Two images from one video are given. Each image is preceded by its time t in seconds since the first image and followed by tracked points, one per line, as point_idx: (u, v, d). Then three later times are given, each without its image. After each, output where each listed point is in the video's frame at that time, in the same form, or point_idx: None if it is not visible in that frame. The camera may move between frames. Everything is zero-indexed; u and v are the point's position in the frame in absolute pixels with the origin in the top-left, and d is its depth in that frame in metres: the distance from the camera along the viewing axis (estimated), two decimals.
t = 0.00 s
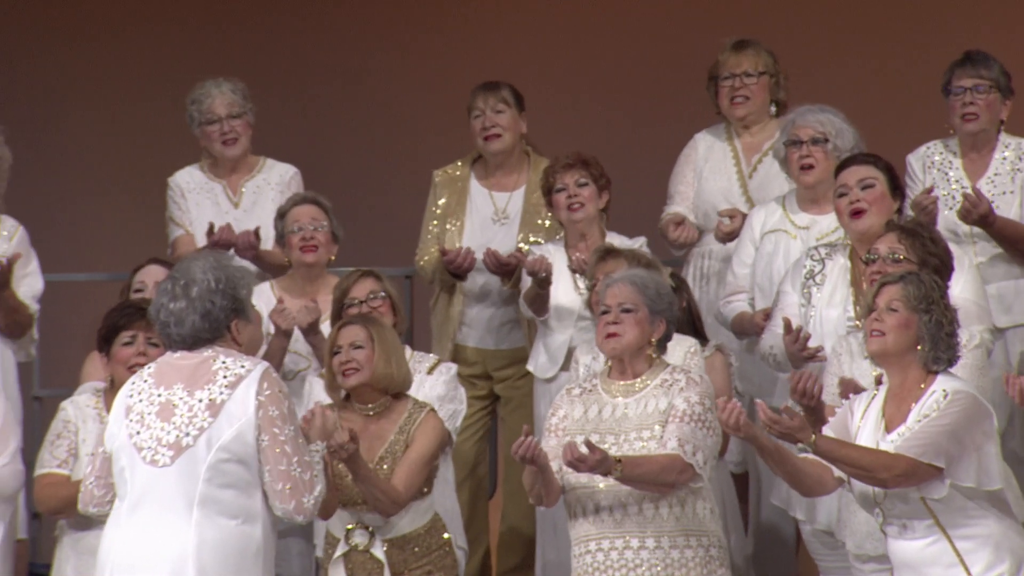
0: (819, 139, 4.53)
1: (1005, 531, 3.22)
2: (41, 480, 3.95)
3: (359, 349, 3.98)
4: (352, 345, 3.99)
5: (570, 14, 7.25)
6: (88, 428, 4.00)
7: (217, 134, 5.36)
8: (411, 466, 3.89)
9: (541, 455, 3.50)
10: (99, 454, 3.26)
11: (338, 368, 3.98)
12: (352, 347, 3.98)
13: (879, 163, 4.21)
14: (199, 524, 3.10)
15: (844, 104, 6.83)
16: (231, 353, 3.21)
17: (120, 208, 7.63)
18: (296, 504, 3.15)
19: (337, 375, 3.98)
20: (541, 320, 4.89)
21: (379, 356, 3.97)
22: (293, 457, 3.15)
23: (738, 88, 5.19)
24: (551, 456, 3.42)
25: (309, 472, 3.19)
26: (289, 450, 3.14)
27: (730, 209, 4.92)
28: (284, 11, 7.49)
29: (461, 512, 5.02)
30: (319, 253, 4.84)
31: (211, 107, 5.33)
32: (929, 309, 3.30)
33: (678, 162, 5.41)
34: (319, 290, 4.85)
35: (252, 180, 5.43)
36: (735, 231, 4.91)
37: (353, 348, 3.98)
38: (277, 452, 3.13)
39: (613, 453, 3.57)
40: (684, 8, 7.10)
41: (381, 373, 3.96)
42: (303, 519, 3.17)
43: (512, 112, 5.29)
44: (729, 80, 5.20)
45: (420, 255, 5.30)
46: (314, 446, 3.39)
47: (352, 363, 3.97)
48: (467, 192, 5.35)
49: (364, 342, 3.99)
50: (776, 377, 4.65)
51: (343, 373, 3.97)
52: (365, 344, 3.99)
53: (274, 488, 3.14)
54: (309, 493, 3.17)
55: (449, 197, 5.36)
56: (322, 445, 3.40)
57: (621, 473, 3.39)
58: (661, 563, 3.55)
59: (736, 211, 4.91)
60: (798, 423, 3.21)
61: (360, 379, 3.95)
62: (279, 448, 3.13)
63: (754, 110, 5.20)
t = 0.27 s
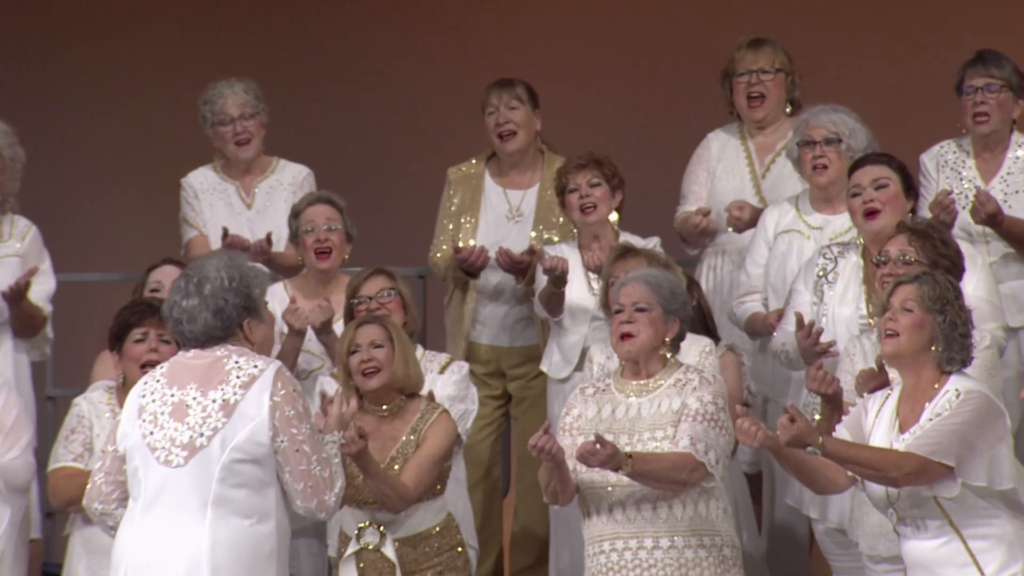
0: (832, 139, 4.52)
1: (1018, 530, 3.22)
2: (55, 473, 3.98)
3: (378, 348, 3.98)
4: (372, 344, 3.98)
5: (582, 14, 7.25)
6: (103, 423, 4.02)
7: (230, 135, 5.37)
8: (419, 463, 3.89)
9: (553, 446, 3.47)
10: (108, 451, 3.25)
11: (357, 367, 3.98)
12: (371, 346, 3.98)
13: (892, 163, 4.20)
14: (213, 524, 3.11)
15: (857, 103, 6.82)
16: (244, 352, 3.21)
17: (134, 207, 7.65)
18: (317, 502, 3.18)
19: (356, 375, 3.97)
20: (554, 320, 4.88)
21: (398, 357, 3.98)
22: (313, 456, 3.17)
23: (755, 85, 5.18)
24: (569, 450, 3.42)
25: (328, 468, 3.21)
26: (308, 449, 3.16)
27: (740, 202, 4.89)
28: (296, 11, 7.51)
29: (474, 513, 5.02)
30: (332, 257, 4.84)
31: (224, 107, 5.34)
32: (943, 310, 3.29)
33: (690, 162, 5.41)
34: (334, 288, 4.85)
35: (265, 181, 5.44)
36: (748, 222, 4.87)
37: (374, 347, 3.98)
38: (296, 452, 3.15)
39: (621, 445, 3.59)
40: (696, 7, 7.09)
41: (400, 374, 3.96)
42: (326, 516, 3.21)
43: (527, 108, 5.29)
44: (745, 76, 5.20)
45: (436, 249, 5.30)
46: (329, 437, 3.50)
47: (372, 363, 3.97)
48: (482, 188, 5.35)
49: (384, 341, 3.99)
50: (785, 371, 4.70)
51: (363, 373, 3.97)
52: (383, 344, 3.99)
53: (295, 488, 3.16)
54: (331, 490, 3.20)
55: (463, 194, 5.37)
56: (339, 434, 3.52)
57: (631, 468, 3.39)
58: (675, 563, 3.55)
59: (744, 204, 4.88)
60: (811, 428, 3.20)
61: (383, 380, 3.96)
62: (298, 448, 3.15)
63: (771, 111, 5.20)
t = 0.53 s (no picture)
0: (839, 140, 4.52)
1: None
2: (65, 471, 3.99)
3: (387, 346, 3.98)
4: (380, 342, 3.99)
5: (589, 14, 7.25)
6: (112, 421, 4.06)
7: (238, 135, 5.37)
8: (430, 460, 3.89)
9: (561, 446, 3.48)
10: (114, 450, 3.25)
11: (367, 366, 3.98)
12: (380, 344, 3.98)
13: (900, 163, 4.20)
14: (221, 524, 3.11)
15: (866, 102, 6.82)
16: (252, 353, 3.21)
17: (142, 207, 7.66)
18: (331, 499, 3.20)
19: (365, 373, 3.98)
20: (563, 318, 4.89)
21: (408, 355, 3.98)
22: (326, 453, 3.19)
23: (758, 85, 5.18)
24: (580, 450, 3.43)
25: (341, 465, 3.23)
26: (321, 448, 3.17)
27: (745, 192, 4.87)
28: (304, 12, 7.52)
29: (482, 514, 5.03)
30: (339, 257, 4.87)
31: (232, 107, 5.35)
32: (953, 309, 3.29)
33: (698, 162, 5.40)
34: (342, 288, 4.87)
35: (273, 181, 5.45)
36: (752, 209, 4.87)
37: (382, 344, 3.98)
38: (310, 451, 3.16)
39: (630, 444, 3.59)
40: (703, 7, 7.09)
41: (410, 371, 3.97)
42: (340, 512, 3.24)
43: (534, 107, 5.29)
44: (750, 77, 5.19)
45: (445, 245, 5.31)
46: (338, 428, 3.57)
47: (382, 361, 3.97)
48: (490, 186, 5.36)
49: (392, 338, 3.99)
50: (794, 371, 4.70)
51: (373, 372, 3.97)
52: (392, 341, 3.99)
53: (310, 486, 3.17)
54: (344, 487, 3.23)
55: (471, 193, 5.37)
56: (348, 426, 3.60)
57: (639, 467, 3.39)
58: (682, 563, 3.55)
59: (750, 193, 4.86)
60: (818, 414, 3.22)
61: (391, 377, 3.96)
62: (311, 447, 3.16)
63: (774, 111, 5.19)
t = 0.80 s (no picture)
0: (846, 139, 4.52)
1: None
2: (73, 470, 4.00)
3: (396, 345, 4.00)
4: (389, 341, 4.00)
5: (596, 14, 7.25)
6: (120, 420, 4.07)
7: (245, 135, 5.38)
8: (442, 458, 3.90)
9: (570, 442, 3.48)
10: (120, 449, 3.26)
11: (375, 365, 3.99)
12: (389, 343, 4.00)
13: (907, 163, 4.20)
14: (229, 524, 3.11)
15: (874, 103, 6.81)
16: (259, 352, 3.22)
17: (149, 207, 7.67)
18: (345, 494, 3.23)
19: (374, 372, 3.99)
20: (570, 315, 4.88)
21: (418, 352, 4.00)
22: (336, 449, 3.20)
23: (766, 86, 5.18)
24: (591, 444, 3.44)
25: (352, 460, 3.24)
26: (331, 445, 3.18)
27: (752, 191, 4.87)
28: (311, 12, 7.53)
29: (490, 514, 5.03)
30: (346, 254, 4.86)
31: (239, 108, 5.36)
32: (962, 307, 3.29)
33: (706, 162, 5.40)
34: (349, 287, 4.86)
35: (281, 181, 5.46)
36: (758, 208, 4.86)
37: (390, 344, 3.99)
38: (321, 452, 3.16)
39: (637, 440, 3.61)
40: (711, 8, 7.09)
41: (421, 367, 3.99)
42: (352, 507, 3.26)
43: (542, 106, 5.30)
44: (757, 78, 5.20)
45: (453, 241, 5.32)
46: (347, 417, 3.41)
47: (391, 359, 3.98)
48: (497, 186, 5.36)
49: (401, 338, 4.01)
50: (801, 367, 4.68)
51: (382, 370, 3.98)
52: (401, 340, 4.01)
53: (323, 483, 3.19)
54: (358, 481, 3.25)
55: (478, 193, 5.37)
56: (355, 416, 3.42)
57: (645, 464, 3.41)
58: (690, 563, 3.55)
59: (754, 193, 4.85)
60: (829, 402, 3.22)
61: (401, 375, 3.97)
62: (322, 445, 3.16)
63: (782, 111, 5.19)
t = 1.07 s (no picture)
0: (856, 140, 4.51)
1: None
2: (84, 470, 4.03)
3: (408, 344, 4.00)
4: (400, 341, 4.01)
5: (606, 15, 7.26)
6: (132, 419, 4.08)
7: (256, 135, 5.39)
8: (456, 457, 3.91)
9: (581, 438, 3.48)
10: (130, 450, 3.26)
11: (387, 364, 3.99)
12: (400, 342, 4.00)
13: (917, 162, 4.20)
14: (240, 524, 3.11)
15: (885, 104, 6.81)
16: (268, 352, 3.22)
17: (159, 208, 7.67)
18: (363, 486, 3.24)
19: (386, 371, 3.99)
20: (581, 313, 4.88)
21: (429, 350, 4.00)
22: (351, 444, 3.20)
23: (776, 86, 5.18)
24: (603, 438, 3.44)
25: (368, 452, 3.25)
26: (345, 441, 3.19)
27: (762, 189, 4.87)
28: (321, 12, 7.54)
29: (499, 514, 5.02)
30: (353, 253, 4.88)
31: (250, 107, 5.37)
32: (975, 306, 3.29)
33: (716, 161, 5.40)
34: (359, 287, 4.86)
35: (291, 181, 5.47)
36: (768, 207, 4.87)
37: (402, 343, 4.00)
38: (336, 447, 3.17)
39: (646, 433, 3.61)
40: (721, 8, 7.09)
41: (433, 367, 3.99)
42: (371, 497, 3.28)
43: (551, 106, 5.30)
44: (767, 78, 5.20)
45: (467, 229, 5.34)
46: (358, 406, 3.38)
47: (402, 359, 3.99)
48: (506, 186, 5.36)
49: (413, 337, 4.02)
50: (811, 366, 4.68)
51: (394, 369, 3.98)
52: (413, 340, 4.01)
53: (341, 476, 3.21)
54: (375, 472, 3.26)
55: (487, 192, 5.37)
56: (368, 404, 3.41)
57: (654, 459, 3.41)
58: (700, 562, 3.54)
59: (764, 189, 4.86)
60: (841, 393, 3.25)
61: (413, 374, 3.98)
62: (336, 441, 3.17)
63: (792, 110, 5.19)
